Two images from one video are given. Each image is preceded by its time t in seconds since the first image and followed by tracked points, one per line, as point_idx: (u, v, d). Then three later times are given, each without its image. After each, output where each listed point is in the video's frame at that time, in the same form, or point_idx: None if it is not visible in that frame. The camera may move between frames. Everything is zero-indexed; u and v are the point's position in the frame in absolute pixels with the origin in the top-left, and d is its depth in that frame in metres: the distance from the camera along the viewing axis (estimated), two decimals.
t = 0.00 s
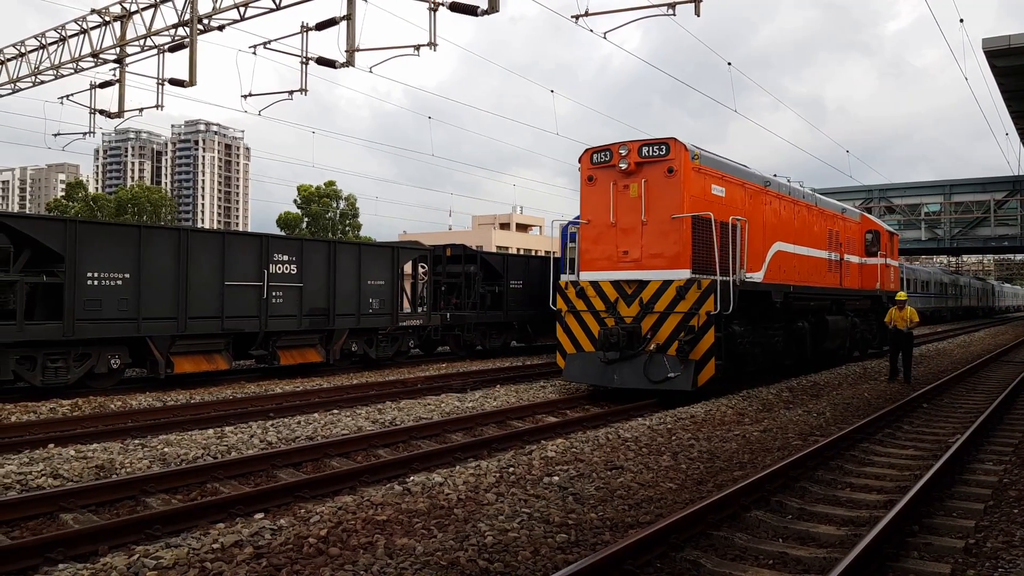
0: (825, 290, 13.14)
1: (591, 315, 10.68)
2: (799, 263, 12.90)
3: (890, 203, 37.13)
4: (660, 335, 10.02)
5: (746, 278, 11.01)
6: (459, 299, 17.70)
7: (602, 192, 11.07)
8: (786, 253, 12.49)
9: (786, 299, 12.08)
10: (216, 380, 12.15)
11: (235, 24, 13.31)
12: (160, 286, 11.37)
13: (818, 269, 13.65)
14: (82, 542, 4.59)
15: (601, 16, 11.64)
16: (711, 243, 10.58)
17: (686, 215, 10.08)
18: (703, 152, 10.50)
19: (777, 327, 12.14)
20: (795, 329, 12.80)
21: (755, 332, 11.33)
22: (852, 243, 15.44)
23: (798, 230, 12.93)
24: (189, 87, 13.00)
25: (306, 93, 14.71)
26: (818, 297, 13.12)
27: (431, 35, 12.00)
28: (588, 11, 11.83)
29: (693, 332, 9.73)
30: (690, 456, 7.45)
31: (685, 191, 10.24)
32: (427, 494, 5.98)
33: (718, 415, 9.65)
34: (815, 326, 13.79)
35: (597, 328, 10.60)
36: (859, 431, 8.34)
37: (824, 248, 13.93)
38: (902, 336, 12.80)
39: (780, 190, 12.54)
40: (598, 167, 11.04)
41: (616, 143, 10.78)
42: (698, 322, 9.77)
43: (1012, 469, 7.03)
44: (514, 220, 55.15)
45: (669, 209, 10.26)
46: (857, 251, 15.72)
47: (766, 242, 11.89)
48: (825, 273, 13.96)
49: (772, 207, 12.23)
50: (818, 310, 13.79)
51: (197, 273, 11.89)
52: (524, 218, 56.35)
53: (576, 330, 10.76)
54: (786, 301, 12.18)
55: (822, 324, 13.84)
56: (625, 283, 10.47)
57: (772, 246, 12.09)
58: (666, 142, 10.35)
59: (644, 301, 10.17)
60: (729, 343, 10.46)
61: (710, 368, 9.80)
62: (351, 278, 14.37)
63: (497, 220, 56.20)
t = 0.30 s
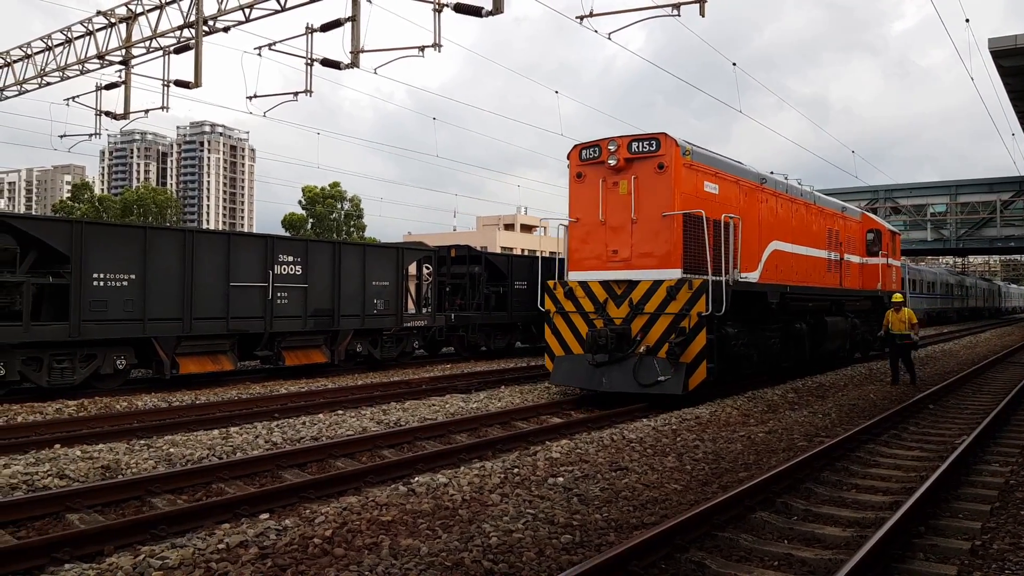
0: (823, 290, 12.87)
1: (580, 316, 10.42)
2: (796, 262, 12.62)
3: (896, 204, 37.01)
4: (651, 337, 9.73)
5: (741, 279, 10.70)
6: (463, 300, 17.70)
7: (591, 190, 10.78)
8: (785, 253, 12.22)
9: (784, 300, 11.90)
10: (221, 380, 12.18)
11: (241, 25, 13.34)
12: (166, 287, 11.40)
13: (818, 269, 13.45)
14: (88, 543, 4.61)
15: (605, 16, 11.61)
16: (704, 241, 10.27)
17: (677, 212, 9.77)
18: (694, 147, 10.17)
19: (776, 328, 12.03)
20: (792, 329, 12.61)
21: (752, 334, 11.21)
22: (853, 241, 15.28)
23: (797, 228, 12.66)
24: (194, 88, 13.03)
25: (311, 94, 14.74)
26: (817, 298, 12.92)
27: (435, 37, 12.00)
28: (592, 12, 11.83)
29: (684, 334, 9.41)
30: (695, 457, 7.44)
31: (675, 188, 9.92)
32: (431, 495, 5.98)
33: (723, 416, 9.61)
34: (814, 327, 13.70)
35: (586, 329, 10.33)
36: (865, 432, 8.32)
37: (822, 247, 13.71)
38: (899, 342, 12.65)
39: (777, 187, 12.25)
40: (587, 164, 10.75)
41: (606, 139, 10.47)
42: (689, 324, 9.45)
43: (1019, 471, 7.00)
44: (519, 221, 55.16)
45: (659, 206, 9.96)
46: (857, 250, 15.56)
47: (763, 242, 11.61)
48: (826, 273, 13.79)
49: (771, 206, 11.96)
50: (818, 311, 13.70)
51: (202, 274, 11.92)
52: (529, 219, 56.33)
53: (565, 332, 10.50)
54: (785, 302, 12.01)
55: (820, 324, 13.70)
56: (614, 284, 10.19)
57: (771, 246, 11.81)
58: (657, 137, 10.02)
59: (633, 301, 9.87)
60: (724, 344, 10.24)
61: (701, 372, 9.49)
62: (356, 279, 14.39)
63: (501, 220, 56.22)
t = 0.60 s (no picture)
0: (821, 290, 12.68)
1: (568, 317, 10.01)
2: (793, 261, 12.36)
3: (901, 204, 36.91)
4: (640, 339, 9.33)
5: (734, 279, 10.39)
6: (468, 301, 17.70)
7: (579, 188, 10.37)
8: (782, 253, 11.98)
9: (779, 301, 11.61)
10: (226, 381, 12.20)
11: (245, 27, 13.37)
12: (170, 288, 11.42)
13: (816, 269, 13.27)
14: (93, 543, 4.62)
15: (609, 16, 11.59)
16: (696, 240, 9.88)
17: (667, 210, 9.36)
18: (686, 142, 9.78)
19: (772, 330, 11.86)
20: (789, 331, 12.47)
21: (745, 336, 10.94)
22: (853, 241, 15.21)
23: (794, 228, 12.42)
24: (199, 90, 13.08)
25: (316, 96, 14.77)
26: (814, 299, 12.72)
27: (439, 38, 12.02)
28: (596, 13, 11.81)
29: (674, 337, 9.02)
30: (700, 459, 7.41)
31: (665, 185, 9.51)
32: (436, 496, 5.98)
33: (727, 417, 9.57)
34: (811, 329, 13.51)
35: (574, 331, 9.94)
36: (870, 434, 8.28)
37: (820, 246, 13.49)
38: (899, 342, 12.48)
39: (773, 185, 11.98)
40: (575, 160, 10.34)
41: (594, 134, 10.07)
42: (679, 326, 9.03)
43: None
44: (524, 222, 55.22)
45: (649, 204, 9.55)
46: (857, 250, 15.49)
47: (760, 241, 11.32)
48: (825, 273, 13.67)
49: (768, 204, 11.70)
50: (814, 311, 13.54)
51: (207, 274, 11.94)
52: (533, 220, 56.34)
53: (553, 334, 10.11)
54: (783, 304, 11.81)
55: (818, 326, 13.55)
56: (603, 284, 9.77)
57: (769, 246, 11.56)
58: (647, 132, 9.64)
59: (622, 302, 9.45)
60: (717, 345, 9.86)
61: (692, 375, 9.12)
62: (360, 280, 14.41)
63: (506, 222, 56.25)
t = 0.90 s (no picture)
0: (818, 291, 12.64)
1: (556, 318, 9.85)
2: (789, 260, 12.28)
3: (906, 204, 36.83)
4: (629, 341, 9.15)
5: (727, 279, 10.30)
6: (472, 301, 17.71)
7: (567, 184, 10.21)
8: (778, 252, 11.90)
9: (775, 301, 11.55)
10: (231, 381, 12.23)
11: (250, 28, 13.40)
12: (174, 288, 11.44)
13: (813, 269, 13.21)
14: (98, 544, 4.63)
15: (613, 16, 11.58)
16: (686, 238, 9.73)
17: (657, 207, 9.20)
18: (676, 138, 9.62)
19: (769, 331, 11.79)
20: (786, 332, 12.42)
21: (740, 337, 10.85)
22: (853, 240, 15.17)
23: (790, 226, 12.34)
24: (204, 90, 13.11)
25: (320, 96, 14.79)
26: (810, 300, 12.69)
27: (443, 38, 12.01)
28: (600, 13, 11.82)
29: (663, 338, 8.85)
30: (704, 460, 7.40)
31: (654, 182, 9.34)
32: (440, 497, 5.98)
33: (732, 418, 9.55)
34: (810, 330, 13.49)
35: (562, 332, 9.78)
36: (875, 435, 8.25)
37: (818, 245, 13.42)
38: (899, 343, 12.37)
39: (769, 182, 11.88)
40: (563, 156, 10.17)
41: (582, 130, 9.92)
42: (669, 327, 8.87)
43: None
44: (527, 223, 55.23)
45: (638, 202, 9.40)
46: (857, 249, 15.44)
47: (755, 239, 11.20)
48: (823, 273, 13.62)
49: (764, 201, 11.61)
50: (813, 311, 13.48)
51: (211, 275, 11.97)
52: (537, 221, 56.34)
53: (541, 336, 9.95)
54: (779, 304, 11.75)
55: (815, 327, 13.50)
56: (591, 284, 9.62)
57: (764, 244, 11.47)
58: (636, 127, 9.47)
59: (610, 303, 9.29)
60: (709, 347, 9.74)
61: (682, 378, 8.94)
62: (365, 281, 14.43)
63: (510, 222, 56.26)
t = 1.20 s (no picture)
0: (815, 291, 12.59)
1: (543, 319, 9.69)
2: (787, 260, 12.22)
3: (911, 205, 36.75)
4: (617, 343, 9.03)
5: (720, 278, 10.22)
6: (476, 302, 17.73)
7: (555, 181, 10.03)
8: (775, 250, 11.85)
9: (769, 302, 11.48)
10: (235, 382, 12.26)
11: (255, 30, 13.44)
12: (179, 289, 11.47)
13: (812, 268, 13.18)
14: (104, 543, 4.65)
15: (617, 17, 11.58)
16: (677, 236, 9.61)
17: (646, 205, 9.06)
18: (666, 133, 9.47)
19: (765, 332, 11.74)
20: (782, 333, 12.36)
21: (733, 338, 10.78)
22: (853, 240, 15.13)
23: (787, 225, 12.28)
24: (209, 92, 13.14)
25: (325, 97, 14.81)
26: (807, 300, 12.65)
27: (447, 39, 12.02)
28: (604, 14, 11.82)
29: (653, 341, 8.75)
30: (708, 461, 7.39)
31: (643, 179, 9.19)
32: (444, 497, 5.99)
33: (737, 419, 9.52)
34: (807, 332, 13.41)
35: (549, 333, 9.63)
36: (880, 436, 8.22)
37: (816, 244, 13.36)
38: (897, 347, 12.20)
39: (765, 179, 11.83)
40: (550, 152, 9.99)
41: (570, 125, 9.74)
42: (658, 329, 8.74)
43: None
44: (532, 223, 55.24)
45: (627, 199, 9.25)
46: (858, 249, 15.40)
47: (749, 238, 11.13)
48: (822, 273, 13.57)
49: (760, 199, 11.54)
50: (812, 312, 13.42)
51: (217, 276, 12.01)
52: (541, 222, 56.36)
53: (527, 337, 9.81)
54: (774, 305, 11.70)
55: (813, 328, 13.43)
56: (580, 284, 9.47)
57: (760, 243, 11.42)
58: (625, 122, 9.31)
59: (599, 304, 9.15)
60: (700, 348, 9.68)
61: (672, 381, 8.85)
62: (369, 282, 14.44)
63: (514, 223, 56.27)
